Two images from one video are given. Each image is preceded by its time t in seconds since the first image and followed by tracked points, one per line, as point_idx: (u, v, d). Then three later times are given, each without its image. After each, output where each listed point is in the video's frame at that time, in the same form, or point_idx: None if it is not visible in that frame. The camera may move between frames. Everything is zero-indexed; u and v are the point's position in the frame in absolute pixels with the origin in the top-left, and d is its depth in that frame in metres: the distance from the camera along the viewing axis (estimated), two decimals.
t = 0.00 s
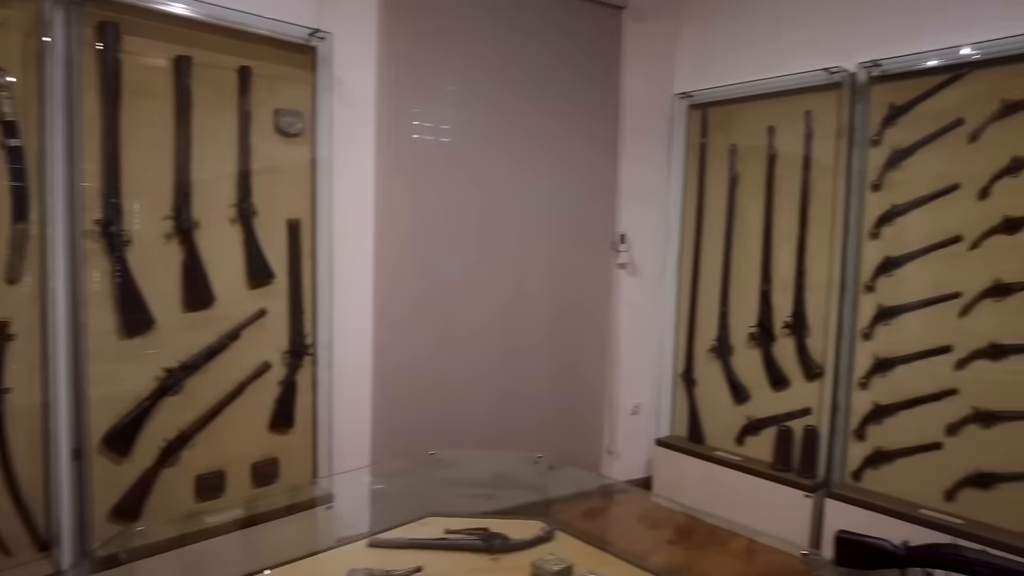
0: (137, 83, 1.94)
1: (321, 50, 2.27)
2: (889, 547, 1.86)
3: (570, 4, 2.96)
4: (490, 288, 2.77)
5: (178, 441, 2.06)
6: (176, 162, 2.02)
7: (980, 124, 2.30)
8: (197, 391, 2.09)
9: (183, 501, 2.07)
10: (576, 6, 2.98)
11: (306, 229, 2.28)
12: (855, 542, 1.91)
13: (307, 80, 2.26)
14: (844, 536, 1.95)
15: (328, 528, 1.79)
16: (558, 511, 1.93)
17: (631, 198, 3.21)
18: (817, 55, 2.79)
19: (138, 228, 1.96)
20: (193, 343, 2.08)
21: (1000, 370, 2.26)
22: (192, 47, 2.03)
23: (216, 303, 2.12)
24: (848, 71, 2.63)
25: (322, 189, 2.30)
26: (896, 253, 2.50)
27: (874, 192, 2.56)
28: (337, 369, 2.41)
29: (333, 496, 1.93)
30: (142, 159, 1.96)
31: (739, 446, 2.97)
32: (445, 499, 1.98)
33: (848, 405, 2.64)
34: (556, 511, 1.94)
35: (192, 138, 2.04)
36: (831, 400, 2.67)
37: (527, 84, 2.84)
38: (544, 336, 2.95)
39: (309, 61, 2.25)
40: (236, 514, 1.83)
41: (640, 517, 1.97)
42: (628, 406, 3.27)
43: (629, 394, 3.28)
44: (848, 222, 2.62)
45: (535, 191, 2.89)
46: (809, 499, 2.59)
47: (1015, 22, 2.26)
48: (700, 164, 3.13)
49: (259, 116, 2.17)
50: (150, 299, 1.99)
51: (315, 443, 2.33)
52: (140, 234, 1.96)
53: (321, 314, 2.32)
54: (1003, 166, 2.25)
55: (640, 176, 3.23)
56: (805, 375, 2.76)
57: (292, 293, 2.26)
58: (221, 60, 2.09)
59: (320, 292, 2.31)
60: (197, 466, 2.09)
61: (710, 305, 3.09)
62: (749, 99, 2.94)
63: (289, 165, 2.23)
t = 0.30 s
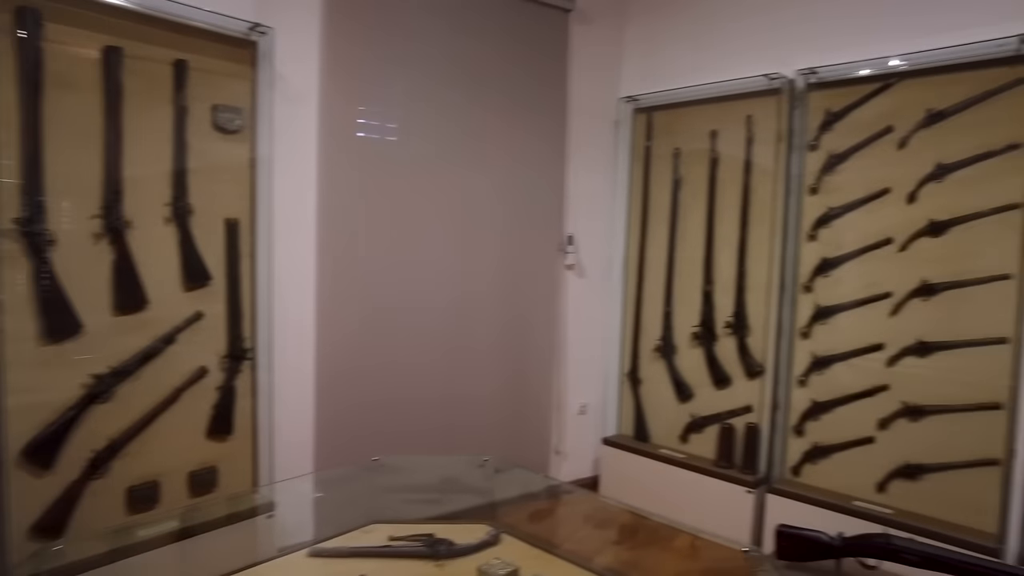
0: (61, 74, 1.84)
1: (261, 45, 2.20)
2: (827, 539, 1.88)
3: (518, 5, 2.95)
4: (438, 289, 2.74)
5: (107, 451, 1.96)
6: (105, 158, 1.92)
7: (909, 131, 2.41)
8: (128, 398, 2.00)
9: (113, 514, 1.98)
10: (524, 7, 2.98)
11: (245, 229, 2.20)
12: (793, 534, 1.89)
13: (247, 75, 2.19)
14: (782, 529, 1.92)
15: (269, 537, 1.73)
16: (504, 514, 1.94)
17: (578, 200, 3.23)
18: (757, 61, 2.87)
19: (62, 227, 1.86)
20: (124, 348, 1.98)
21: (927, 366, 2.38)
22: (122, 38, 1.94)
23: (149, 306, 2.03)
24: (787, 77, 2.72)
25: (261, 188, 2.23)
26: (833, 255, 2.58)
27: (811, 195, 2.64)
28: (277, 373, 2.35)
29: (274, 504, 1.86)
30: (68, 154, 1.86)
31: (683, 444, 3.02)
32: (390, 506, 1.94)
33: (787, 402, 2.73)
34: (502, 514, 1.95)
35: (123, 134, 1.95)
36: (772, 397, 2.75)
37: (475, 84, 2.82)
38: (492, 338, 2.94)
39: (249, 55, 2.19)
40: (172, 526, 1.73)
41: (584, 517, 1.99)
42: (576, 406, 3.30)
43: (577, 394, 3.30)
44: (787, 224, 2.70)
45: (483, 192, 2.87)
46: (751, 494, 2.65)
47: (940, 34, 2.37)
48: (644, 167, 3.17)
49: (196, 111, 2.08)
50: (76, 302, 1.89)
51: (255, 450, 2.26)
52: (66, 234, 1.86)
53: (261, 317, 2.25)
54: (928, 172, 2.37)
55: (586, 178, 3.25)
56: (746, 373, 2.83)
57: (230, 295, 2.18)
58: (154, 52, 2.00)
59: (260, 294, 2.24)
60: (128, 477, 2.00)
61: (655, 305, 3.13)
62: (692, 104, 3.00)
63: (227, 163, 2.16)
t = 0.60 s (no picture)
0: None
1: (190, 40, 2.12)
2: (759, 534, 1.93)
3: (459, 7, 2.94)
4: (378, 293, 2.70)
5: (20, 467, 1.84)
6: (17, 154, 1.80)
7: (834, 140, 2.52)
8: (44, 411, 1.88)
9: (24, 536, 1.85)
10: (465, 10, 2.97)
11: (171, 231, 2.11)
12: (728, 530, 1.96)
13: (174, 70, 2.09)
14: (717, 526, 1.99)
15: (198, 554, 1.66)
16: (445, 521, 1.92)
17: (518, 203, 3.24)
18: (692, 69, 2.94)
19: None
20: (38, 357, 1.87)
21: (850, 364, 2.49)
22: (35, 26, 1.83)
23: (67, 312, 1.91)
24: (721, 85, 2.80)
25: (190, 189, 2.14)
26: (763, 258, 2.68)
27: (743, 201, 2.73)
28: (207, 381, 2.26)
29: (205, 518, 1.79)
30: None
31: (622, 444, 3.06)
32: (326, 516, 1.91)
33: (721, 401, 2.80)
34: (443, 520, 1.94)
35: (37, 129, 1.84)
36: (706, 397, 2.82)
37: (416, 85, 2.79)
38: (434, 342, 2.92)
39: (177, 50, 2.10)
40: (92, 546, 1.65)
41: (523, 523, 1.99)
42: (517, 409, 3.30)
43: (518, 396, 3.31)
44: (720, 228, 2.78)
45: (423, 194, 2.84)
46: (688, 492, 2.70)
47: (861, 50, 2.50)
48: (584, 171, 3.21)
49: (118, 106, 1.98)
50: None
51: (183, 462, 2.16)
52: None
53: (190, 322, 2.16)
54: (852, 180, 2.48)
55: (527, 181, 3.27)
56: (682, 373, 2.89)
57: (156, 300, 2.08)
58: (71, 42, 1.89)
59: (189, 298, 2.16)
60: (44, 495, 1.88)
61: (594, 308, 3.17)
62: (630, 110, 3.05)
63: (152, 160, 2.06)
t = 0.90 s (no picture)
0: None
1: (114, 32, 2.03)
2: (697, 528, 1.99)
3: (400, 7, 2.91)
4: (318, 296, 2.65)
5: None
6: None
7: (766, 146, 2.61)
8: None
9: None
10: (406, 10, 2.94)
11: (95, 232, 2.01)
12: (669, 527, 2.00)
13: (97, 63, 2.00)
14: (658, 522, 2.03)
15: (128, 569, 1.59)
16: (388, 528, 1.90)
17: (461, 206, 3.23)
18: (631, 75, 3.01)
19: None
20: None
21: (781, 362, 2.59)
22: None
23: None
24: (659, 92, 2.87)
25: (116, 188, 2.05)
26: (698, 260, 2.76)
27: (680, 205, 2.80)
28: (135, 390, 2.16)
29: (133, 533, 1.72)
30: None
31: (564, 443, 3.10)
32: (266, 527, 1.86)
33: (660, 399, 2.87)
34: (386, 527, 1.92)
35: None
36: (645, 395, 2.89)
37: (356, 85, 2.75)
38: (376, 345, 2.88)
39: (100, 42, 2.00)
40: (9, 566, 1.54)
41: (468, 527, 1.99)
42: (461, 411, 3.29)
43: (462, 399, 3.30)
44: (657, 231, 2.85)
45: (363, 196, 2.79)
46: (628, 489, 2.76)
47: (789, 61, 2.60)
48: (527, 173, 3.23)
49: (35, 101, 1.88)
50: None
51: (109, 475, 2.07)
52: None
53: (117, 329, 2.08)
54: (783, 185, 2.58)
55: (470, 184, 3.26)
56: (622, 372, 2.95)
57: (78, 305, 1.98)
58: None
59: (116, 304, 2.07)
60: None
61: (536, 309, 3.19)
62: (571, 114, 3.09)
63: (74, 159, 1.96)
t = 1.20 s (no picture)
0: None
1: (42, 21, 1.93)
2: (648, 525, 2.02)
3: (347, 5, 2.87)
4: (264, 301, 2.58)
5: None
6: None
7: (710, 150, 2.68)
8: None
9: None
10: (354, 9, 2.90)
11: (21, 233, 1.92)
12: (620, 523, 2.01)
13: (24, 55, 1.90)
14: (609, 519, 2.04)
15: None
16: (339, 535, 1.87)
17: (410, 208, 3.20)
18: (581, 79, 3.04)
19: None
20: None
21: (726, 360, 2.67)
22: None
23: None
24: (607, 96, 2.91)
25: (44, 185, 1.96)
26: (645, 261, 2.81)
27: (627, 207, 2.85)
28: (67, 399, 2.07)
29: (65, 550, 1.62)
30: None
31: (516, 444, 3.10)
32: (212, 538, 1.80)
33: (609, 397, 2.91)
34: (336, 534, 1.88)
35: None
36: (595, 394, 2.92)
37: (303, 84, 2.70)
38: (325, 349, 2.83)
39: (26, 33, 1.91)
40: None
41: (422, 530, 1.97)
42: (412, 415, 3.26)
43: (413, 402, 3.27)
44: (606, 233, 2.89)
45: (310, 197, 2.74)
46: (579, 488, 2.79)
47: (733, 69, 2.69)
48: (477, 175, 3.22)
49: None
50: None
51: (39, 488, 1.98)
52: None
53: (48, 334, 1.98)
54: (726, 187, 2.65)
55: (419, 185, 3.24)
56: (573, 372, 2.97)
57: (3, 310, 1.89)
58: None
59: (45, 308, 1.98)
60: None
61: (488, 311, 3.19)
62: (520, 116, 3.10)
63: None
